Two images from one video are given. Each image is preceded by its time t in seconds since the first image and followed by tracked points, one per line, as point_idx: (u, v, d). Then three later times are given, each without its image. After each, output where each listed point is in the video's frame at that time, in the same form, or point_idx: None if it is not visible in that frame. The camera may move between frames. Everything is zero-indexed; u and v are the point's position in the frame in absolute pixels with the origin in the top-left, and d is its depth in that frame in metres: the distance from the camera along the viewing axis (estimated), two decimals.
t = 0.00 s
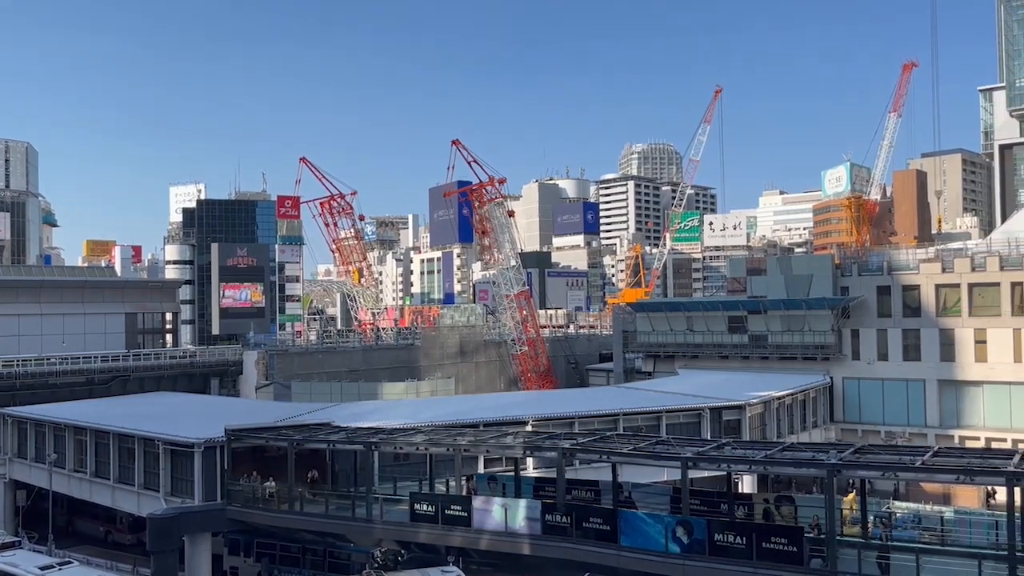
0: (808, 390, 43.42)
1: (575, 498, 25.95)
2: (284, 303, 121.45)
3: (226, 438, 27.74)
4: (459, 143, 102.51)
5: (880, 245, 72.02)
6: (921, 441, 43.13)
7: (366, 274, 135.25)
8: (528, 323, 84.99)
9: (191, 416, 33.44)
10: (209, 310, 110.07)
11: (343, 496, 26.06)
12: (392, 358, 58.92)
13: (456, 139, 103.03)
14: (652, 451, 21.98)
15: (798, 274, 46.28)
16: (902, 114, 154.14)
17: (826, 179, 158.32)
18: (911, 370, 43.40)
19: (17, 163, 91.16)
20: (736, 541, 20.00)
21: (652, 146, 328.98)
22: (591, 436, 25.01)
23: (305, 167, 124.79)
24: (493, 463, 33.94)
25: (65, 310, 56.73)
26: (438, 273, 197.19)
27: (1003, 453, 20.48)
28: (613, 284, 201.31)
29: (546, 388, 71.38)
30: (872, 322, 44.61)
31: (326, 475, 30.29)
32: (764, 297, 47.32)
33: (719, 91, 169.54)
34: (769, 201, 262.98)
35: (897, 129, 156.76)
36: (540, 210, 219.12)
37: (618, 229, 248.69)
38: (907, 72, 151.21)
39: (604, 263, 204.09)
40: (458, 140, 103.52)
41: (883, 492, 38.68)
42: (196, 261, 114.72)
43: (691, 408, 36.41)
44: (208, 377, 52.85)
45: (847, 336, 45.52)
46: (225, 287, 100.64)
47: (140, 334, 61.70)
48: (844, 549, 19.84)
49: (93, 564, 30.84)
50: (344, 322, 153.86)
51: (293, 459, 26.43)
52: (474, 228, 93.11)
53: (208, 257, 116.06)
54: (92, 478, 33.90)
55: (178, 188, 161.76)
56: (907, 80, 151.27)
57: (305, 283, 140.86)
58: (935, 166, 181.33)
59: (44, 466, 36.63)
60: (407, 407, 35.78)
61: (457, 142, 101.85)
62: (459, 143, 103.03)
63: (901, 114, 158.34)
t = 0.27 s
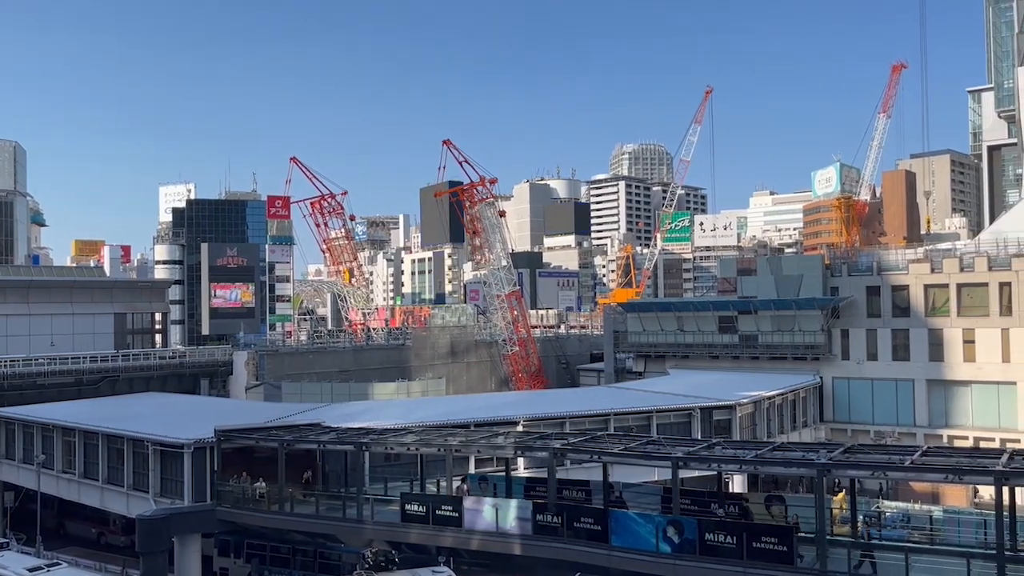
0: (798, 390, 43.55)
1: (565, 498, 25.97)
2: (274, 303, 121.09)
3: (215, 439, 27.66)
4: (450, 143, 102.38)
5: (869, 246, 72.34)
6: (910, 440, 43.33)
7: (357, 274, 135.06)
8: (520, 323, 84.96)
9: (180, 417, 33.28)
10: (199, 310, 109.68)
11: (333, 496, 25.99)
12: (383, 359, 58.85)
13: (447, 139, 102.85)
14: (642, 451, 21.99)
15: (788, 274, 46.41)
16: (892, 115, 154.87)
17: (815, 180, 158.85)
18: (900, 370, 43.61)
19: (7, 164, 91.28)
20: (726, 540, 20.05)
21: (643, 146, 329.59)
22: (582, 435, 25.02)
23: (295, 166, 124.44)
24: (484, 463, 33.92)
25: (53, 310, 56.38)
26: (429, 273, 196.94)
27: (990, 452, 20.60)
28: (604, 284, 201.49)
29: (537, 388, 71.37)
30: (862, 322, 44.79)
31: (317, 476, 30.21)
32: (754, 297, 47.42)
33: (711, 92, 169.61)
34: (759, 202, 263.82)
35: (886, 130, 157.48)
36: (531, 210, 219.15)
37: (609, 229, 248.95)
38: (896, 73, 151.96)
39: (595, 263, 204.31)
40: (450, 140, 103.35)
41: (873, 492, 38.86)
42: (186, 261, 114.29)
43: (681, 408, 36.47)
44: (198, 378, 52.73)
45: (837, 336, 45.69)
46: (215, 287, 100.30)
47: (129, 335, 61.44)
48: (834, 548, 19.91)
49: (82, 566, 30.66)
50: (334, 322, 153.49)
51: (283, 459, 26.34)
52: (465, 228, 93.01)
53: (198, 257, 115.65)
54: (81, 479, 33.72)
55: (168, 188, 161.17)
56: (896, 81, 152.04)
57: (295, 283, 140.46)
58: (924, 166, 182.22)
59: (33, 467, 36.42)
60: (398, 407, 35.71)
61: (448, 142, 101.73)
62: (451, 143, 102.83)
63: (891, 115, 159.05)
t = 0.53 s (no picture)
0: (788, 390, 43.69)
1: (557, 498, 25.99)
2: (264, 303, 120.78)
3: (205, 439, 27.56)
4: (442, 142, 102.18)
5: (859, 246, 72.59)
6: (899, 440, 43.56)
7: (348, 274, 134.89)
8: (511, 324, 84.97)
9: (169, 417, 33.17)
10: (189, 310, 109.20)
11: (324, 497, 25.95)
12: (373, 359, 58.78)
13: (439, 139, 102.58)
14: (634, 451, 22.02)
15: (779, 274, 46.55)
16: (881, 117, 155.54)
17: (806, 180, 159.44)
18: (889, 371, 43.83)
19: None
20: (717, 540, 20.12)
21: (634, 147, 330.13)
22: (573, 435, 25.06)
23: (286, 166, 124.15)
24: (475, 463, 33.91)
25: (42, 310, 56.05)
26: (420, 273, 196.57)
27: (978, 451, 20.72)
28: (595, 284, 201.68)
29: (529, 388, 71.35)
30: (852, 322, 44.98)
31: (307, 476, 30.16)
32: (744, 297, 47.56)
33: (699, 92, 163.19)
34: (749, 203, 264.50)
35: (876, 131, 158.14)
36: (522, 210, 219.19)
37: (600, 230, 249.25)
38: (886, 74, 152.66)
39: (586, 263, 204.49)
40: (442, 139, 103.11)
41: (862, 491, 39.05)
42: (175, 261, 113.88)
43: (672, 408, 36.55)
44: (188, 378, 52.62)
45: (827, 336, 45.86)
46: (204, 287, 99.94)
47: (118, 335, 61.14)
48: (824, 548, 19.96)
49: (71, 567, 30.47)
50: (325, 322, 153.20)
51: (274, 460, 26.29)
52: (456, 228, 92.99)
53: (188, 257, 115.24)
54: (70, 480, 33.56)
55: (157, 187, 160.52)
56: (886, 82, 152.79)
57: (286, 283, 140.04)
58: (913, 167, 183.14)
59: (21, 468, 36.22)
60: (389, 407, 35.66)
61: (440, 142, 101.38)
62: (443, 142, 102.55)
63: (880, 116, 159.70)
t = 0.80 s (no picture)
0: (779, 390, 43.79)
1: (548, 498, 26.01)
2: (255, 303, 120.46)
3: (196, 440, 27.49)
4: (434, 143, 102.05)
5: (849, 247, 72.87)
6: (889, 439, 43.73)
7: (339, 274, 134.67)
8: (502, 324, 84.96)
9: (159, 418, 33.04)
10: (179, 310, 108.72)
11: (315, 498, 25.91)
12: (365, 359, 58.68)
13: (431, 139, 102.39)
14: (625, 451, 22.05)
15: (769, 275, 46.68)
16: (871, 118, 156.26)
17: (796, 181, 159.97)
18: (879, 370, 44.02)
19: None
20: (707, 539, 20.17)
21: (625, 147, 330.64)
22: (565, 435, 25.09)
23: (276, 166, 123.83)
24: (467, 463, 33.87)
25: (30, 310, 55.74)
26: (411, 274, 196.31)
27: (968, 450, 20.82)
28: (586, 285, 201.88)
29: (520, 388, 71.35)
30: (842, 322, 45.16)
31: (298, 477, 30.09)
32: (735, 298, 47.66)
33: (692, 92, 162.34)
34: (740, 203, 265.24)
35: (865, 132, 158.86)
36: (514, 210, 219.22)
37: (591, 230, 249.47)
38: (876, 76, 153.41)
39: (577, 263, 204.66)
40: (434, 140, 102.95)
41: (852, 490, 39.19)
42: (166, 261, 113.46)
43: (663, 408, 36.61)
44: (178, 379, 52.43)
45: (817, 335, 46.01)
46: (194, 287, 99.59)
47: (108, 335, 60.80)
48: (814, 547, 20.04)
49: (60, 569, 30.28)
50: (316, 322, 152.82)
51: (265, 461, 26.24)
52: (448, 228, 92.94)
53: (178, 258, 114.82)
54: (58, 481, 33.38)
55: (147, 187, 159.90)
56: (875, 83, 153.55)
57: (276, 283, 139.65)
58: (903, 168, 183.99)
59: (9, 469, 36.02)
60: (379, 408, 35.58)
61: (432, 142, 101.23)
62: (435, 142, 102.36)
63: (870, 117, 160.41)
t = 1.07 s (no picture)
0: (770, 389, 43.90)
1: (540, 498, 26.02)
2: (246, 303, 120.18)
3: (186, 441, 27.37)
4: (425, 143, 101.93)
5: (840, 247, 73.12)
6: (880, 439, 43.89)
7: (330, 274, 134.53)
8: (494, 324, 84.95)
9: (149, 418, 32.90)
10: (170, 310, 108.32)
11: (306, 498, 25.86)
12: (356, 359, 58.61)
13: (422, 139, 102.25)
14: (617, 451, 22.07)
15: (760, 275, 46.79)
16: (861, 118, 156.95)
17: (787, 181, 160.58)
18: (870, 370, 44.19)
19: None
20: (699, 539, 20.21)
21: (617, 148, 331.09)
22: (556, 435, 25.10)
23: (267, 165, 123.64)
24: (458, 463, 33.82)
25: (19, 311, 55.41)
26: (403, 274, 196.06)
27: (957, 450, 20.92)
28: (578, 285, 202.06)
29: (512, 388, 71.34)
30: (832, 321, 45.31)
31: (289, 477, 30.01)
32: (726, 298, 47.76)
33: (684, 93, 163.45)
34: (731, 203, 265.93)
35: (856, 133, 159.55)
36: (505, 210, 219.28)
37: (583, 230, 249.71)
38: (866, 77, 154.13)
39: (569, 263, 204.90)
40: (425, 139, 102.83)
41: (842, 490, 39.32)
42: (156, 261, 113.01)
43: (655, 408, 36.67)
44: (168, 379, 52.30)
45: (808, 336, 46.17)
46: (185, 287, 99.26)
47: (97, 336, 60.50)
48: (805, 546, 20.11)
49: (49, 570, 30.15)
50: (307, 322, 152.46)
51: (256, 461, 26.18)
52: (440, 228, 92.89)
53: (168, 257, 114.45)
54: (48, 482, 33.22)
55: (137, 187, 159.31)
56: (866, 85, 154.32)
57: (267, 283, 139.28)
58: (893, 168, 184.87)
59: None
60: (371, 408, 35.51)
61: (423, 143, 101.16)
62: (426, 142, 102.20)
63: (860, 118, 161.10)
